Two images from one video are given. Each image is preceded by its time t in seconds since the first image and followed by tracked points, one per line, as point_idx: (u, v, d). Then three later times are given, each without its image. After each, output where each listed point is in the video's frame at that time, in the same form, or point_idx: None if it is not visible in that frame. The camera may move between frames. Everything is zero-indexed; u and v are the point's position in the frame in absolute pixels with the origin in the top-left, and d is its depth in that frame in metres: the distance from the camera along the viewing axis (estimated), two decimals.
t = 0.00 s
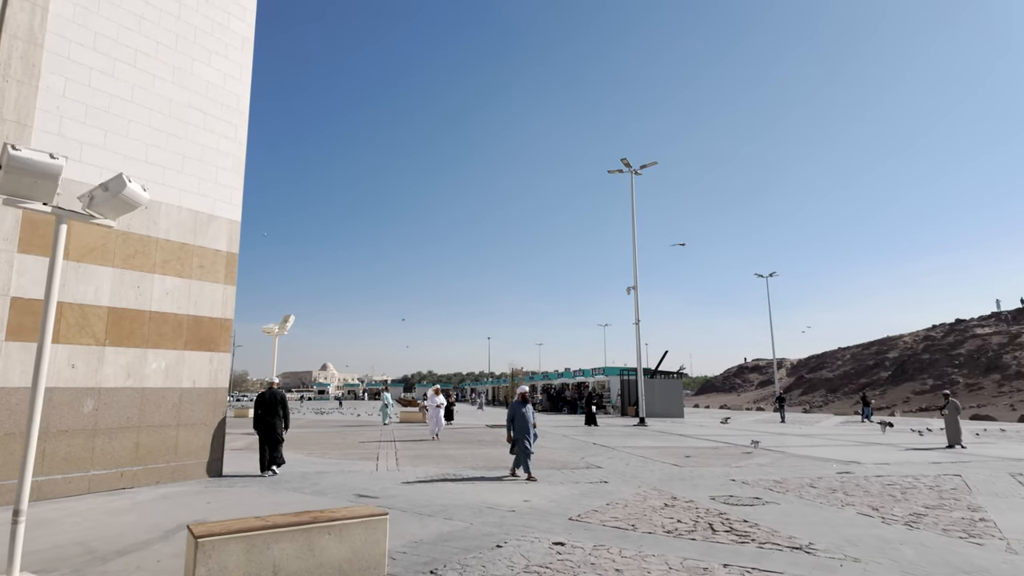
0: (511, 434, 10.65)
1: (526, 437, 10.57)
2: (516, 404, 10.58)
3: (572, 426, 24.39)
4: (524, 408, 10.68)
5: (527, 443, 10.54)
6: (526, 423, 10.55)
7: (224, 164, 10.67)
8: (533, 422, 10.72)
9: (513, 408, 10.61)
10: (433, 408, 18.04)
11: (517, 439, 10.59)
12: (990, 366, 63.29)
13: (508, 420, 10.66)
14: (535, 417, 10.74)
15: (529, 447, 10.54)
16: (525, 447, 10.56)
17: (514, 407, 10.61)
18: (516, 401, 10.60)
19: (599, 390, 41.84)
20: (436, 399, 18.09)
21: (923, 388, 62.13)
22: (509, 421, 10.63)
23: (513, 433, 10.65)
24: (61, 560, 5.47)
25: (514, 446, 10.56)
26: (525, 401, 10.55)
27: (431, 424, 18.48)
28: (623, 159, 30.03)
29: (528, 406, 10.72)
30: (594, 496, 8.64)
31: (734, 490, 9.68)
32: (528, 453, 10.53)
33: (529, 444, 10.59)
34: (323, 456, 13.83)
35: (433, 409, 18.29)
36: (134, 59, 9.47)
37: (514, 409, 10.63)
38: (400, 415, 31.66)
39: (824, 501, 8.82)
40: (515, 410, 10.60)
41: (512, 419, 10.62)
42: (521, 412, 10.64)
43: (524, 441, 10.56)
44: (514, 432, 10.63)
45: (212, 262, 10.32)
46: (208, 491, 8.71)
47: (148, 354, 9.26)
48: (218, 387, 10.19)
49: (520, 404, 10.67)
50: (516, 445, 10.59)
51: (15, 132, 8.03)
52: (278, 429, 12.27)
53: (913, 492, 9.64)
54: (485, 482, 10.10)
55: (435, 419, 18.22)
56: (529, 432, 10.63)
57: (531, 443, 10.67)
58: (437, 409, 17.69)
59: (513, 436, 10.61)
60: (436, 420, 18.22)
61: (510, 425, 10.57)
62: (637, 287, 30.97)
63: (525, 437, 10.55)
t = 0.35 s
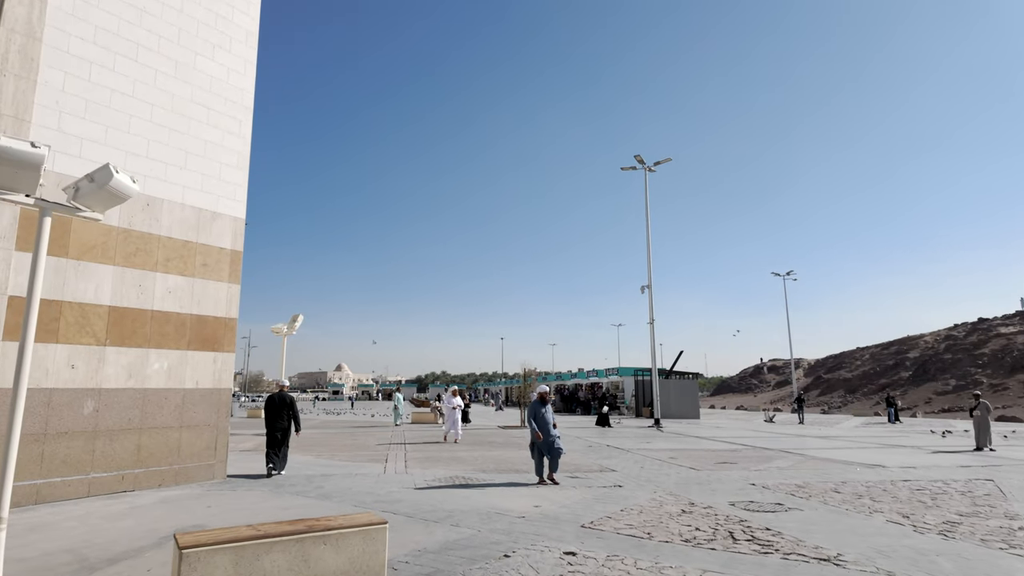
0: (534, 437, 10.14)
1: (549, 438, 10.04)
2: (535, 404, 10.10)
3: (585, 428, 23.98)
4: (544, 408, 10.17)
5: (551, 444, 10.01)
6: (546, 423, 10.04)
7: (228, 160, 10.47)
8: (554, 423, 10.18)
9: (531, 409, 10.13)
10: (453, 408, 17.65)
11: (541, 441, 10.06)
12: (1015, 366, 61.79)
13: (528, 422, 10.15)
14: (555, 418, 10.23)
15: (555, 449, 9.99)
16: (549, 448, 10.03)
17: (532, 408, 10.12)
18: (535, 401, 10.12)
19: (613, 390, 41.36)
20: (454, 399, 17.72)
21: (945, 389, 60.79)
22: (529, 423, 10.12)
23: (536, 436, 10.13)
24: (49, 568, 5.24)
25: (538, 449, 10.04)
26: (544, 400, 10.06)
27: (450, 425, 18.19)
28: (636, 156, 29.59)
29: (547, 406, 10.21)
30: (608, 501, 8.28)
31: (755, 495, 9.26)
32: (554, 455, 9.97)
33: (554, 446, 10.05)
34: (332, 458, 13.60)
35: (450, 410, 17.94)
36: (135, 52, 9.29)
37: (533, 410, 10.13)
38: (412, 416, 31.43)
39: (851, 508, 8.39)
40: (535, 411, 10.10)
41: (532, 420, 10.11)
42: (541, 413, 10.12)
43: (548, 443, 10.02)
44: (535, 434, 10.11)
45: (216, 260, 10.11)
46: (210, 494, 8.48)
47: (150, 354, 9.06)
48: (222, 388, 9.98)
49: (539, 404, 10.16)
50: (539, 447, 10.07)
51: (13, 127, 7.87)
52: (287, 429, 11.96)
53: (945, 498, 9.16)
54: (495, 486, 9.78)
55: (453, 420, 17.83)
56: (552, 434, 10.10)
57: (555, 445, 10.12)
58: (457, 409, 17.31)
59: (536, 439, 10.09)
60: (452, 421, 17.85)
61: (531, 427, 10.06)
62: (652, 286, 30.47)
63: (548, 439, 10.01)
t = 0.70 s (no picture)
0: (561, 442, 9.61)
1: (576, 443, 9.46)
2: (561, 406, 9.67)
3: (603, 430, 23.53)
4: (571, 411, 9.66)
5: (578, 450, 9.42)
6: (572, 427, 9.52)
7: (235, 156, 10.29)
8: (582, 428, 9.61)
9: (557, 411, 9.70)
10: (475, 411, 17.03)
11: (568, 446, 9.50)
12: None
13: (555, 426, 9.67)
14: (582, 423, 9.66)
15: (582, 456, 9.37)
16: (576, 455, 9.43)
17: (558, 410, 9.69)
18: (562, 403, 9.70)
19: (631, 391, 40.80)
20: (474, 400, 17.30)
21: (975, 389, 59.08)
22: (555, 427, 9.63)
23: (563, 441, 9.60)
24: None
25: (563, 455, 9.50)
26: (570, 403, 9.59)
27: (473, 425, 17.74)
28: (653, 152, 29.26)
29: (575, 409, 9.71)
30: (626, 507, 7.90)
31: (781, 501, 8.81)
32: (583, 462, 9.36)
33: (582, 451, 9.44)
34: (344, 460, 13.38)
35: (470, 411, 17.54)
36: (140, 47, 9.13)
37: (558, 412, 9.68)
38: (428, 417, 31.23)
39: (884, 516, 7.90)
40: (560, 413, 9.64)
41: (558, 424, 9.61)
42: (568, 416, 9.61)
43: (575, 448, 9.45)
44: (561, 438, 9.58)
45: (223, 258, 9.92)
46: (215, 498, 8.26)
47: (155, 354, 8.89)
48: (230, 389, 9.78)
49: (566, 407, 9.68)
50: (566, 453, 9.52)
51: (15, 123, 7.73)
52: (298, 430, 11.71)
53: (985, 505, 8.62)
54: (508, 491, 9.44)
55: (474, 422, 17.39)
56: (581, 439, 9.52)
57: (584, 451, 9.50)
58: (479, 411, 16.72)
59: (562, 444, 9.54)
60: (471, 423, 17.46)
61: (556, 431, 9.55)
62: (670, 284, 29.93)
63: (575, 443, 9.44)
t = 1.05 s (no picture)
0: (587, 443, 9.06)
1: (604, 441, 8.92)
2: (586, 404, 9.21)
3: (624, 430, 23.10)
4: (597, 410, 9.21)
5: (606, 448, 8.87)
6: (600, 424, 9.03)
7: (245, 152, 10.13)
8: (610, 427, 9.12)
9: (582, 410, 9.24)
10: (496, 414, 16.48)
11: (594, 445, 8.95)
12: None
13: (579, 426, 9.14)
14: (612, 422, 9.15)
15: (612, 454, 8.82)
16: (605, 454, 8.89)
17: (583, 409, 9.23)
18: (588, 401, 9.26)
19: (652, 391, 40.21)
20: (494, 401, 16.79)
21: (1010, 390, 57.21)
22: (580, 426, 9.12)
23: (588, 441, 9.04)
24: None
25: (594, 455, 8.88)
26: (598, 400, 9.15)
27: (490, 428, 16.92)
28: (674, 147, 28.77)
29: (602, 407, 9.27)
30: (646, 512, 7.53)
31: (811, 507, 8.37)
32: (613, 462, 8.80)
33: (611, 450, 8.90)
34: (358, 460, 13.18)
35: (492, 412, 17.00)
36: (147, 42, 9.01)
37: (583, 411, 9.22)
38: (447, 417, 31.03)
39: (923, 523, 7.43)
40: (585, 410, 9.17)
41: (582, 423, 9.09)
42: (595, 414, 9.14)
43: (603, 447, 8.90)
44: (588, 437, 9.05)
45: (233, 255, 9.77)
46: (223, 499, 8.08)
47: (164, 353, 8.75)
48: (240, 388, 9.61)
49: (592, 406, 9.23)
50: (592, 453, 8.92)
51: (20, 119, 7.62)
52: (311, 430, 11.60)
53: None
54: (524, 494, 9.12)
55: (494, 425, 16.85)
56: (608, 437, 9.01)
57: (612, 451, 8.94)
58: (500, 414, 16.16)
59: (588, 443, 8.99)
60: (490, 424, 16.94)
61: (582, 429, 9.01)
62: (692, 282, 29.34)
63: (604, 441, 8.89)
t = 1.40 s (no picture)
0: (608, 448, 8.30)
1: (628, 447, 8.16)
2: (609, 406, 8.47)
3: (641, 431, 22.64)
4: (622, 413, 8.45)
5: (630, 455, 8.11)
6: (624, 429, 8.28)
7: (250, 146, 9.92)
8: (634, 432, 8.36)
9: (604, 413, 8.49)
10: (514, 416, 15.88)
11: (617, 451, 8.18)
12: None
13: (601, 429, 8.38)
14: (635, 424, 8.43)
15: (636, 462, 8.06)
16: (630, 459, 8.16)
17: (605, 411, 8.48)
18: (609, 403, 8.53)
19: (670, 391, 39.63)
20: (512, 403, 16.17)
21: None
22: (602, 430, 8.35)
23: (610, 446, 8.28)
24: None
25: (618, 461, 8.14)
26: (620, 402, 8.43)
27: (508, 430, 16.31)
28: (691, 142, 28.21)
29: (626, 409, 8.52)
30: (664, 518, 7.16)
31: (839, 513, 7.92)
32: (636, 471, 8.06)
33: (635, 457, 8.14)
34: (369, 461, 12.94)
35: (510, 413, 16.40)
36: (150, 33, 8.82)
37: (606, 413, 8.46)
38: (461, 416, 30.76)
39: (962, 531, 6.96)
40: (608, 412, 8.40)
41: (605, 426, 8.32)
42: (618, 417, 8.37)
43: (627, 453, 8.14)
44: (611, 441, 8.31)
45: (238, 251, 9.55)
46: (226, 501, 7.84)
47: (167, 351, 8.55)
48: (246, 387, 9.40)
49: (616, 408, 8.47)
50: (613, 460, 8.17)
51: (19, 112, 7.46)
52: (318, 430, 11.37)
53: None
54: (536, 497, 8.77)
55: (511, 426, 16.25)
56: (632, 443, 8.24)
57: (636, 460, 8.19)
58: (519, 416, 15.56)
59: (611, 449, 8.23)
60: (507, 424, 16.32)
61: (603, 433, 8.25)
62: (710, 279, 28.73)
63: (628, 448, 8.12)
